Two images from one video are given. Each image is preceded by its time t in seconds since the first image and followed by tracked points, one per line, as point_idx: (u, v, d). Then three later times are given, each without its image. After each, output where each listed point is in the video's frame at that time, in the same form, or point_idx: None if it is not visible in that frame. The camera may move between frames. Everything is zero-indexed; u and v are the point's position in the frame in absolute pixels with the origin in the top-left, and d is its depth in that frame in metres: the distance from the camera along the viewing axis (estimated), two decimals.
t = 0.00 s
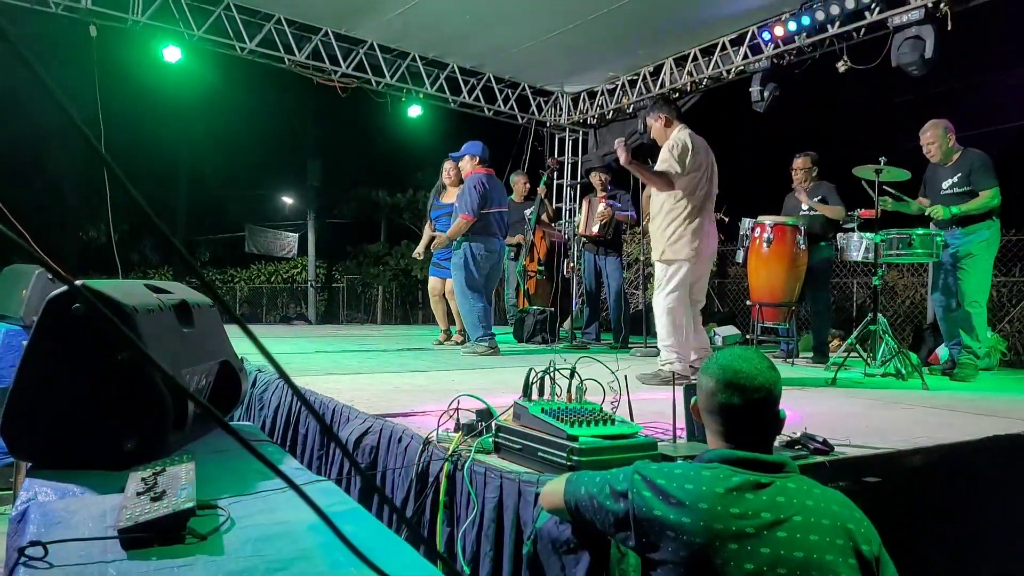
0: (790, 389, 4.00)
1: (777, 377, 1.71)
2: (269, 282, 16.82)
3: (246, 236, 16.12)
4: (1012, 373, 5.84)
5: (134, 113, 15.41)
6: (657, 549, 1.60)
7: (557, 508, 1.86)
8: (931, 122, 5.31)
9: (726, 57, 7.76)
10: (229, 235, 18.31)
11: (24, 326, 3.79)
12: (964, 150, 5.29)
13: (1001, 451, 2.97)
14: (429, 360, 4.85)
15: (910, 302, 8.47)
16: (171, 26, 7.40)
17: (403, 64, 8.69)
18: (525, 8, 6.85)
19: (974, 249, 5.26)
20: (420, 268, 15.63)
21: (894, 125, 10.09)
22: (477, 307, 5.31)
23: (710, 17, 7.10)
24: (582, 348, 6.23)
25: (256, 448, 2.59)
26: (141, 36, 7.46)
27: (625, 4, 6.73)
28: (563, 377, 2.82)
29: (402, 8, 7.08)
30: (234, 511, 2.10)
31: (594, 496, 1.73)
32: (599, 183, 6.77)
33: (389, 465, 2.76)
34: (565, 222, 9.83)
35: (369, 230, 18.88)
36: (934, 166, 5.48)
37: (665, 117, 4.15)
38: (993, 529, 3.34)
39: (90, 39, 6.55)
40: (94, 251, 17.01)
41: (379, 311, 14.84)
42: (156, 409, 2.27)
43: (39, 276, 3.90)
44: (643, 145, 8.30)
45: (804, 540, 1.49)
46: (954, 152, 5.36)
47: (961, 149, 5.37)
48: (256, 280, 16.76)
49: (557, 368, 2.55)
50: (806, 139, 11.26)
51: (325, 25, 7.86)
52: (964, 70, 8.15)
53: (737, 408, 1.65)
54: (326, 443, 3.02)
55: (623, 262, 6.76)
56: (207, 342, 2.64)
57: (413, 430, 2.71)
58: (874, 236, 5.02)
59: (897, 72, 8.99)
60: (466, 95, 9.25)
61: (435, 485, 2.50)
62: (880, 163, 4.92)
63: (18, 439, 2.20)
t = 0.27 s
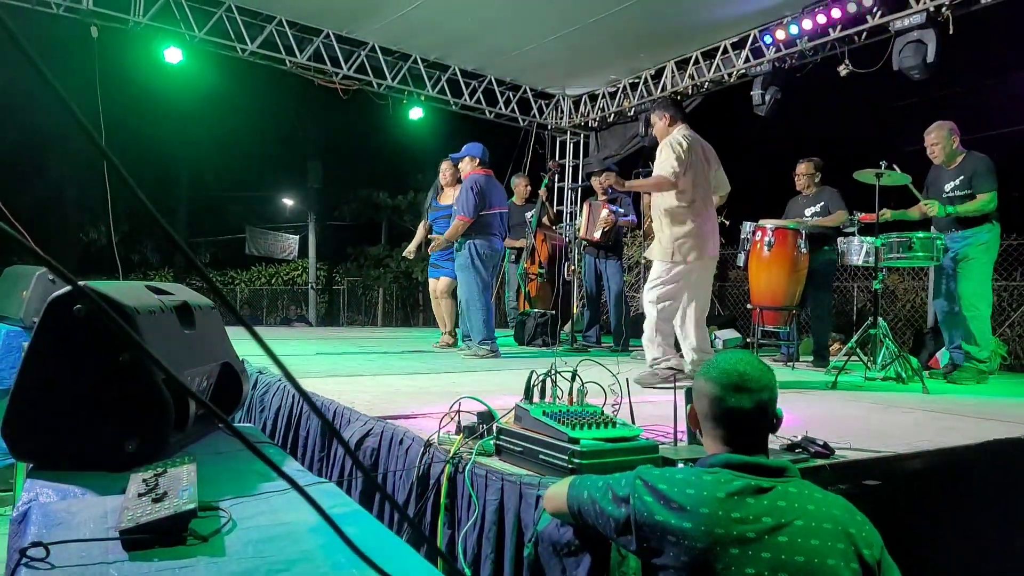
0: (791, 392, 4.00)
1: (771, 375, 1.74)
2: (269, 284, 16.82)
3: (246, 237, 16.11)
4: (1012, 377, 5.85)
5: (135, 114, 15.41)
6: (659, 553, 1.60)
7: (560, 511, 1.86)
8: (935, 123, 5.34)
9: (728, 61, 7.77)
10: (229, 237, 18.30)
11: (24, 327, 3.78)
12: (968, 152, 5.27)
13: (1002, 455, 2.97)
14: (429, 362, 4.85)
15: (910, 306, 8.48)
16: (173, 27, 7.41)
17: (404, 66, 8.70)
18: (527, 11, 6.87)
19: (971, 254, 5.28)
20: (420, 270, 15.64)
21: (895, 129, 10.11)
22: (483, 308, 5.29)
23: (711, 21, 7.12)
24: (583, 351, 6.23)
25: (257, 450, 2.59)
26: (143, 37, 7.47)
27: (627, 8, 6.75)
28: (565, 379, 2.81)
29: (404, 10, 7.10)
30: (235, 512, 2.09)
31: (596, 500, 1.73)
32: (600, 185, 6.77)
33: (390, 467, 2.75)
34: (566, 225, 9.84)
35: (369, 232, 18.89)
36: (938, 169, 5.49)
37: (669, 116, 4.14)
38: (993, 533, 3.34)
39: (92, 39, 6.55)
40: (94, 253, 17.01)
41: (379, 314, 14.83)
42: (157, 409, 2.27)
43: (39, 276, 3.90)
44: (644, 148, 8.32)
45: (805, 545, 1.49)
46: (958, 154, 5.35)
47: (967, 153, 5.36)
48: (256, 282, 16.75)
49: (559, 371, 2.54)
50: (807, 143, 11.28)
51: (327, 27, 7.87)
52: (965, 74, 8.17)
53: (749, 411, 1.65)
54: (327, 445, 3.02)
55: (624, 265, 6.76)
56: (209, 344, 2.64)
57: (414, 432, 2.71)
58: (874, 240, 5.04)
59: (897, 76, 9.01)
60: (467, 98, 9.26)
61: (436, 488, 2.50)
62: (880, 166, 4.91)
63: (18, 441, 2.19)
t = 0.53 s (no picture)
0: (793, 390, 4.00)
1: (765, 372, 1.74)
2: (270, 286, 16.83)
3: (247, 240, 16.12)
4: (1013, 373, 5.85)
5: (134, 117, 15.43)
6: (660, 553, 1.60)
7: (561, 511, 1.86)
8: (940, 118, 5.35)
9: (727, 59, 7.77)
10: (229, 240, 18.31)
11: (26, 330, 3.78)
12: (970, 148, 5.29)
13: (1004, 452, 2.97)
14: (431, 363, 4.85)
15: (912, 303, 8.48)
16: (171, 30, 7.42)
17: (403, 67, 8.70)
18: (525, 11, 6.87)
19: (970, 252, 5.27)
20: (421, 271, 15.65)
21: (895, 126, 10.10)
22: (476, 310, 5.31)
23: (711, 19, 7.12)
24: (584, 351, 6.23)
25: (260, 451, 2.59)
26: (142, 40, 7.48)
27: (626, 7, 6.75)
28: (566, 379, 2.81)
29: (403, 11, 7.10)
30: (238, 514, 2.09)
31: (596, 500, 1.74)
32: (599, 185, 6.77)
33: (393, 468, 2.75)
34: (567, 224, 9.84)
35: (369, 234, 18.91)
36: (941, 165, 5.51)
37: (673, 120, 4.12)
38: (996, 530, 3.34)
39: (90, 43, 6.56)
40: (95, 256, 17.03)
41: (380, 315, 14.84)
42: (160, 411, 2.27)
43: (40, 280, 3.90)
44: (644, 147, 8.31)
45: (804, 545, 1.49)
46: (960, 149, 5.36)
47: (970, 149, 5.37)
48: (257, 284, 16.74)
49: (560, 371, 2.55)
50: (806, 141, 11.28)
51: (325, 28, 7.87)
52: (964, 71, 8.16)
53: (749, 409, 1.64)
54: (329, 446, 3.02)
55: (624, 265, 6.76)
56: (211, 346, 2.65)
57: (416, 432, 2.71)
58: (876, 237, 5.04)
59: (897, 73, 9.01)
60: (466, 98, 9.27)
61: (438, 488, 2.50)
62: (881, 165, 4.91)
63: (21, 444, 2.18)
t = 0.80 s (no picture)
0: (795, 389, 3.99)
1: (757, 364, 1.74)
2: (271, 286, 16.84)
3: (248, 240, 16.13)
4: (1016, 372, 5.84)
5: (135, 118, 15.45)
6: (660, 552, 1.60)
7: (561, 510, 1.86)
8: (950, 110, 5.31)
9: (729, 58, 7.75)
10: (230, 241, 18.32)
11: (29, 331, 3.78)
12: (976, 143, 5.25)
13: (1007, 451, 2.96)
14: (432, 363, 4.85)
15: (914, 302, 8.47)
16: (172, 30, 7.43)
17: (404, 67, 8.70)
18: (526, 10, 6.86)
19: (974, 251, 5.27)
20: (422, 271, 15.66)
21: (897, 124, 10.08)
22: (480, 308, 5.30)
23: (712, 18, 7.11)
24: (585, 350, 6.23)
25: (261, 451, 2.59)
26: (142, 41, 7.49)
27: (627, 6, 6.75)
28: (568, 378, 2.81)
29: (404, 11, 7.10)
30: (240, 513, 2.10)
31: (596, 499, 1.74)
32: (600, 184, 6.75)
33: (394, 467, 2.75)
34: (568, 224, 9.84)
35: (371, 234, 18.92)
36: (947, 159, 5.48)
37: (671, 112, 4.12)
38: (999, 529, 3.34)
39: (91, 43, 6.57)
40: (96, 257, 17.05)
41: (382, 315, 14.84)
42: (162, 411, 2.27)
43: (43, 281, 3.90)
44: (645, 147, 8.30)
45: (803, 544, 1.49)
46: (965, 144, 5.34)
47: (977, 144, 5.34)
48: (259, 285, 16.75)
49: (562, 370, 2.54)
50: (808, 139, 11.27)
51: (326, 29, 7.87)
52: (967, 69, 8.14)
53: (754, 410, 1.65)
54: (331, 446, 3.02)
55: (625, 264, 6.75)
56: (212, 346, 2.65)
57: (417, 432, 2.71)
58: (878, 236, 5.03)
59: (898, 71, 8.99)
60: (467, 98, 9.27)
61: (440, 488, 2.50)
62: (883, 163, 4.89)
63: (23, 444, 2.19)
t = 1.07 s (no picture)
0: (800, 385, 3.98)
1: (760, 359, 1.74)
2: (276, 284, 16.89)
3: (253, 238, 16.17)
4: None
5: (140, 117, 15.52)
6: (663, 547, 1.61)
7: (565, 506, 1.86)
8: (960, 104, 5.28)
9: (733, 52, 7.72)
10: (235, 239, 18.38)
11: (37, 329, 3.78)
12: (988, 137, 5.21)
13: (1013, 447, 2.95)
14: (436, 360, 4.85)
15: (921, 297, 8.43)
16: (176, 29, 7.45)
17: (408, 64, 8.70)
18: (531, 6, 6.85)
19: (984, 245, 5.24)
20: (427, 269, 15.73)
21: (903, 118, 10.01)
22: (487, 306, 5.28)
23: (716, 13, 7.09)
24: (589, 347, 6.22)
25: (267, 447, 2.60)
26: (146, 39, 7.51)
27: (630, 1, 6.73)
28: (571, 374, 2.81)
29: (407, 8, 7.10)
30: (247, 508, 2.11)
31: (600, 494, 1.74)
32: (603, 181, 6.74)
33: (399, 463, 2.76)
34: (572, 221, 9.83)
35: (376, 231, 18.95)
36: (956, 154, 5.45)
37: (676, 111, 4.09)
38: (1006, 525, 3.32)
39: (95, 42, 6.59)
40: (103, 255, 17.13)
41: (386, 313, 14.87)
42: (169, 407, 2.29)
43: (50, 278, 3.89)
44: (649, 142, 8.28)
45: (807, 540, 1.50)
46: (976, 139, 5.31)
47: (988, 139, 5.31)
48: (264, 282, 16.80)
49: (566, 366, 2.54)
50: (813, 134, 11.22)
51: (329, 26, 7.88)
52: (973, 62, 8.09)
53: (760, 408, 1.64)
54: (336, 442, 3.03)
55: (630, 260, 6.75)
56: (219, 342, 2.66)
57: (421, 429, 2.71)
58: (885, 231, 5.02)
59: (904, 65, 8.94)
60: (470, 94, 9.26)
61: (444, 484, 2.51)
62: (890, 157, 4.87)
63: (33, 440, 2.21)
